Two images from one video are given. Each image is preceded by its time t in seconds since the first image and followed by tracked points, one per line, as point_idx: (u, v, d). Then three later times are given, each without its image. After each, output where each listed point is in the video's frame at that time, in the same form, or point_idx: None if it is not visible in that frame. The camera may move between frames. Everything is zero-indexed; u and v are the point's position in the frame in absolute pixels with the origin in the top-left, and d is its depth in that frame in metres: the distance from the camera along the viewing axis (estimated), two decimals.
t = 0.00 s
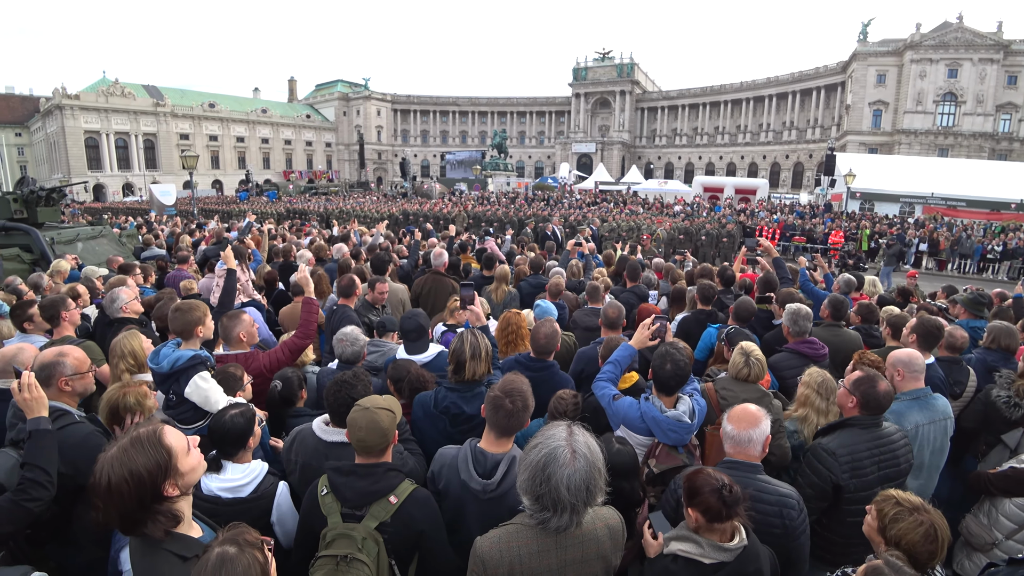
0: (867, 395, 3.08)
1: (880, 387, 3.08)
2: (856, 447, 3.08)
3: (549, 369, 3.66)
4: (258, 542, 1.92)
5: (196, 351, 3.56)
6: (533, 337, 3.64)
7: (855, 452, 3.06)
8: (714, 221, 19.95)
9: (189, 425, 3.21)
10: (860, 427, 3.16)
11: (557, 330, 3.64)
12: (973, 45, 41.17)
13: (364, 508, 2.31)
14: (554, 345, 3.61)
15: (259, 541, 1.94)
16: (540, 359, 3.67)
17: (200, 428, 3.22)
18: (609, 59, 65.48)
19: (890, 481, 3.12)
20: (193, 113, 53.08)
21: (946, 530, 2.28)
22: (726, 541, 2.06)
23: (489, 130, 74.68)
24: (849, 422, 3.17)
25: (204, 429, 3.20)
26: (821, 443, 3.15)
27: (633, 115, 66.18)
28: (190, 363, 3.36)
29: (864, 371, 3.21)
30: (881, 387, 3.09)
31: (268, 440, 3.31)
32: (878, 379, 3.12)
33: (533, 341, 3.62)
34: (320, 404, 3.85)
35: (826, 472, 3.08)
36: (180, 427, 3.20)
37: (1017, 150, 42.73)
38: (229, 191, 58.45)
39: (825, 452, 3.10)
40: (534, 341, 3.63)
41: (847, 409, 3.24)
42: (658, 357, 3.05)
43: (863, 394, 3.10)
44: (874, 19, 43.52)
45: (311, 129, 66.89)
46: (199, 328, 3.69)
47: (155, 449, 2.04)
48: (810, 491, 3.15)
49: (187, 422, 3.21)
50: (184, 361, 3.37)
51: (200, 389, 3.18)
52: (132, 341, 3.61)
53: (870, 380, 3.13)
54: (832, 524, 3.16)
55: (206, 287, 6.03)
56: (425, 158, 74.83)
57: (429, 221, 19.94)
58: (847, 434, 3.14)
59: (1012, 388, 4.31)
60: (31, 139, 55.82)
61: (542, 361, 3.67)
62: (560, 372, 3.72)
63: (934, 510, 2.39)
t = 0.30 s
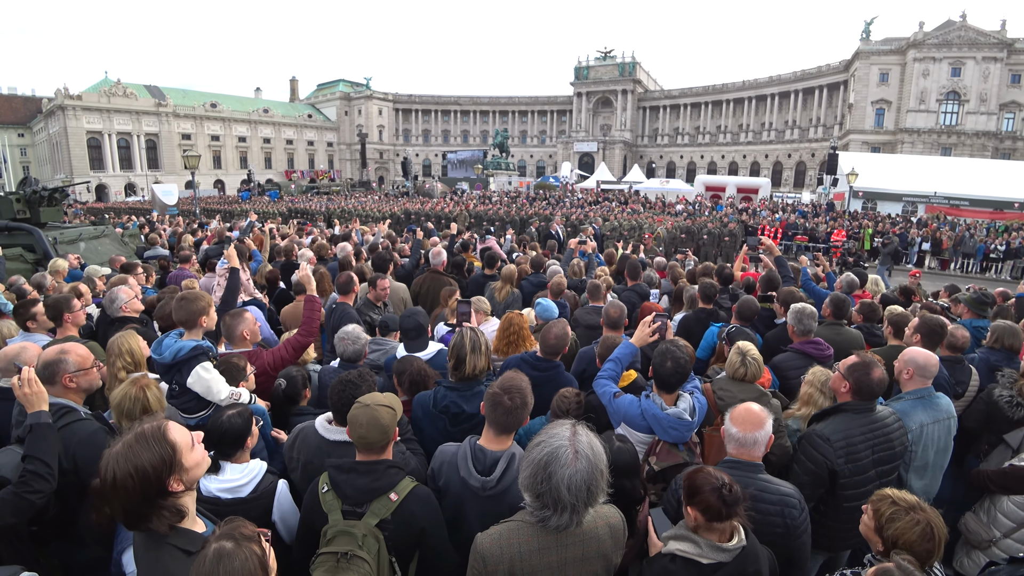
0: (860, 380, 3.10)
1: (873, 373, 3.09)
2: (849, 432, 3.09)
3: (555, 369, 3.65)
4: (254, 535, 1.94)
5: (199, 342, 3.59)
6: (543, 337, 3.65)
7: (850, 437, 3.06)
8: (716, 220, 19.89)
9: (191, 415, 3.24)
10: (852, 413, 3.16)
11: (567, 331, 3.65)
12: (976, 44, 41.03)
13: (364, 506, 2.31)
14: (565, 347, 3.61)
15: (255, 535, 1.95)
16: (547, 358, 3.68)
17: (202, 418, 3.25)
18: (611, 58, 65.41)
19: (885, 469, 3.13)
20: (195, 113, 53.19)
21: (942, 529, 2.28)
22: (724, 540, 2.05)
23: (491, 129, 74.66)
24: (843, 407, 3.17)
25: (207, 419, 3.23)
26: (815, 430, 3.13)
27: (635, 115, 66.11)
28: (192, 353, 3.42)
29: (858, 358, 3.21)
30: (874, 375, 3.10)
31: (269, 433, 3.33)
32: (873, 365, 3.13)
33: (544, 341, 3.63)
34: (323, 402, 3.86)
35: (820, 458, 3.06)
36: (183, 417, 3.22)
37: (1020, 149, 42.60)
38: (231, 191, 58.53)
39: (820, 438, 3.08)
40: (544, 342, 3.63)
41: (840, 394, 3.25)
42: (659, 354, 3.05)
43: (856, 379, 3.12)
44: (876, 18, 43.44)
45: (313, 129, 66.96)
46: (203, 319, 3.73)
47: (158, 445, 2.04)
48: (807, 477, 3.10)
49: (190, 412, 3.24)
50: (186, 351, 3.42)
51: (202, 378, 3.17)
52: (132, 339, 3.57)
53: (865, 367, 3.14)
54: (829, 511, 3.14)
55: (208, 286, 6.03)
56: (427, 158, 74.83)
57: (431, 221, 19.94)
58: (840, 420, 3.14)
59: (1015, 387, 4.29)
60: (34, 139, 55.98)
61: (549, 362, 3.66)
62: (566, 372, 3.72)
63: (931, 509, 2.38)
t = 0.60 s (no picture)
0: (857, 378, 3.11)
1: (871, 373, 3.11)
2: (843, 428, 3.10)
3: (557, 372, 3.67)
4: (244, 530, 1.96)
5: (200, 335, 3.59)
6: (546, 338, 3.65)
7: (843, 434, 3.08)
8: (715, 220, 19.91)
9: (192, 409, 3.25)
10: (846, 410, 3.17)
11: (569, 331, 3.64)
12: (976, 44, 41.06)
13: (362, 505, 2.33)
14: (566, 348, 3.62)
15: (244, 529, 1.98)
16: (549, 360, 3.69)
17: (203, 412, 3.26)
18: (611, 57, 65.38)
19: (879, 466, 3.14)
20: (195, 112, 53.20)
21: (929, 527, 2.31)
22: (714, 540, 2.06)
23: (490, 129, 74.65)
24: (838, 404, 3.19)
25: (207, 413, 3.25)
26: (809, 426, 3.15)
27: (634, 114, 66.10)
28: (193, 346, 3.40)
29: (858, 356, 3.22)
30: (872, 373, 3.11)
31: (268, 429, 3.35)
32: (870, 365, 3.14)
33: (547, 344, 3.63)
34: (322, 402, 3.88)
35: (814, 453, 3.08)
36: (183, 411, 3.25)
37: (1019, 149, 42.63)
38: (230, 190, 58.54)
39: (814, 433, 3.10)
40: (547, 342, 3.63)
41: (837, 389, 3.28)
42: (654, 353, 3.07)
43: (853, 377, 3.14)
44: (876, 18, 43.46)
45: (313, 129, 66.93)
46: (204, 313, 3.75)
47: (159, 442, 2.05)
48: (799, 473, 3.13)
49: (190, 406, 3.25)
50: (186, 344, 3.40)
51: (203, 371, 3.21)
52: (125, 338, 3.57)
53: (863, 365, 3.15)
54: (822, 506, 3.16)
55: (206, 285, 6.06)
56: (426, 157, 74.83)
57: (430, 220, 19.95)
58: (835, 416, 3.16)
59: (1010, 387, 4.33)
60: (33, 138, 55.93)
61: (551, 363, 3.68)
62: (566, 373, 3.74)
63: (919, 508, 2.40)
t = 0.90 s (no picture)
0: (858, 381, 3.14)
1: (873, 375, 3.14)
2: (839, 427, 3.13)
3: (541, 366, 3.69)
4: (234, 529, 1.96)
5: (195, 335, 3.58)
6: (522, 333, 3.69)
7: (839, 435, 3.10)
8: (710, 220, 20.00)
9: (187, 409, 3.26)
10: (845, 411, 3.21)
11: (543, 326, 3.70)
12: (969, 46, 41.34)
13: (354, 504, 2.33)
14: (541, 341, 3.66)
15: (235, 529, 1.98)
16: (530, 355, 3.71)
17: (198, 412, 3.27)
18: (607, 58, 65.49)
19: (874, 467, 3.16)
20: (190, 112, 53.02)
21: (915, 525, 2.33)
22: (700, 540, 2.08)
23: (486, 129, 74.63)
24: (837, 405, 3.22)
25: (202, 413, 3.26)
26: (805, 425, 3.18)
27: (630, 115, 66.23)
28: (188, 346, 3.39)
29: (861, 359, 3.25)
30: (874, 376, 3.14)
31: (263, 430, 3.35)
32: (872, 367, 3.18)
33: (522, 338, 3.67)
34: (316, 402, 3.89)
35: (809, 452, 3.10)
36: (178, 411, 3.25)
37: (1012, 150, 42.89)
38: (226, 191, 58.37)
39: (810, 433, 3.13)
40: (522, 338, 3.68)
41: (836, 392, 3.31)
42: (646, 352, 3.09)
43: (854, 379, 3.17)
44: (870, 20, 43.71)
45: (308, 129, 66.80)
46: (198, 314, 3.74)
47: (147, 443, 2.05)
48: (794, 470, 3.15)
49: (186, 405, 3.25)
50: (181, 344, 3.39)
51: (198, 370, 3.22)
52: (112, 340, 3.59)
53: (864, 367, 3.19)
54: (814, 505, 3.20)
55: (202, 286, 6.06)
56: (423, 158, 74.77)
57: (426, 221, 19.95)
58: (833, 416, 3.19)
59: (1001, 386, 4.36)
60: (27, 138, 55.62)
61: (532, 358, 3.70)
62: (550, 369, 3.76)
63: (905, 505, 2.42)
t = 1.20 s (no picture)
0: (852, 388, 3.12)
1: (867, 383, 3.11)
2: (834, 436, 3.14)
3: (514, 361, 3.72)
4: (225, 532, 1.98)
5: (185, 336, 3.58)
6: (488, 333, 3.71)
7: (833, 443, 3.11)
8: (703, 220, 20.11)
9: (180, 409, 3.24)
10: (840, 419, 3.21)
11: (511, 321, 3.73)
12: (959, 46, 41.68)
13: (342, 504, 2.35)
14: (508, 337, 3.71)
15: (225, 530, 1.99)
16: (501, 352, 3.74)
17: (192, 412, 3.25)
18: (600, 59, 65.63)
19: (868, 472, 3.16)
20: (182, 114, 52.84)
21: (906, 520, 2.36)
22: (682, 540, 2.09)
23: (481, 130, 74.63)
24: (833, 413, 3.22)
25: (194, 414, 3.25)
26: (800, 433, 3.19)
27: (624, 115, 66.37)
28: (179, 346, 3.39)
29: (856, 365, 3.22)
30: (868, 384, 3.12)
31: (255, 431, 3.34)
32: (868, 376, 3.14)
33: (490, 337, 3.69)
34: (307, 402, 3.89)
35: (803, 460, 3.12)
36: (171, 412, 3.24)
37: (1003, 150, 43.25)
38: (219, 193, 58.16)
39: (805, 441, 3.14)
40: (490, 336, 3.70)
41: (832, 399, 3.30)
42: (634, 350, 3.10)
43: (849, 386, 3.14)
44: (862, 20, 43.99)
45: (302, 130, 66.63)
46: (187, 315, 3.75)
47: (128, 445, 2.06)
48: (788, 477, 3.19)
49: (178, 406, 3.23)
50: (172, 344, 3.38)
51: (190, 369, 3.21)
52: (101, 343, 3.59)
53: (859, 375, 3.15)
54: (808, 511, 3.21)
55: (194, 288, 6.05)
56: (417, 159, 74.68)
57: (420, 223, 19.93)
58: (829, 424, 3.19)
59: (988, 382, 4.42)
60: (18, 142, 55.26)
61: (504, 354, 3.72)
62: (524, 362, 3.77)
63: (898, 501, 2.45)
